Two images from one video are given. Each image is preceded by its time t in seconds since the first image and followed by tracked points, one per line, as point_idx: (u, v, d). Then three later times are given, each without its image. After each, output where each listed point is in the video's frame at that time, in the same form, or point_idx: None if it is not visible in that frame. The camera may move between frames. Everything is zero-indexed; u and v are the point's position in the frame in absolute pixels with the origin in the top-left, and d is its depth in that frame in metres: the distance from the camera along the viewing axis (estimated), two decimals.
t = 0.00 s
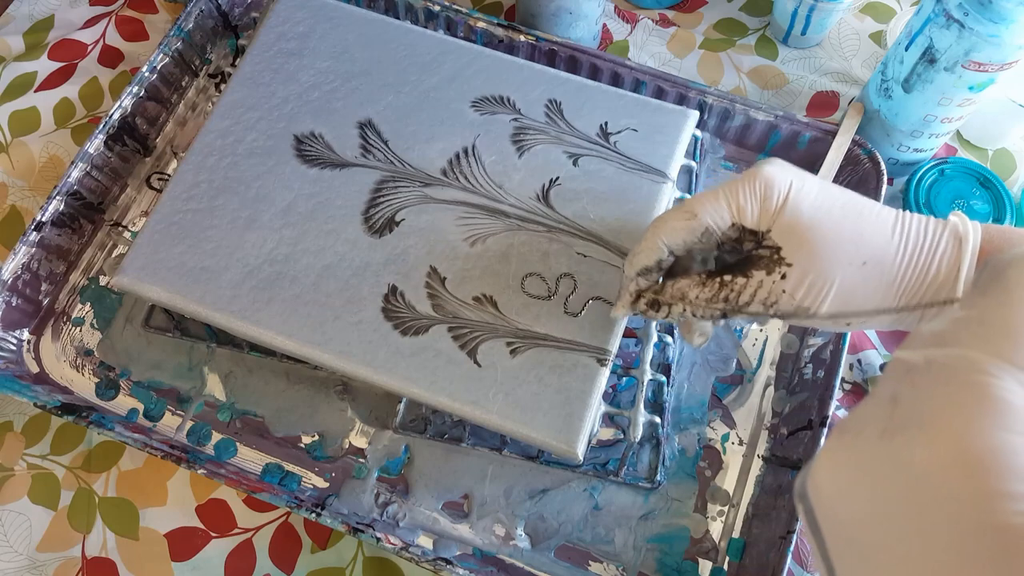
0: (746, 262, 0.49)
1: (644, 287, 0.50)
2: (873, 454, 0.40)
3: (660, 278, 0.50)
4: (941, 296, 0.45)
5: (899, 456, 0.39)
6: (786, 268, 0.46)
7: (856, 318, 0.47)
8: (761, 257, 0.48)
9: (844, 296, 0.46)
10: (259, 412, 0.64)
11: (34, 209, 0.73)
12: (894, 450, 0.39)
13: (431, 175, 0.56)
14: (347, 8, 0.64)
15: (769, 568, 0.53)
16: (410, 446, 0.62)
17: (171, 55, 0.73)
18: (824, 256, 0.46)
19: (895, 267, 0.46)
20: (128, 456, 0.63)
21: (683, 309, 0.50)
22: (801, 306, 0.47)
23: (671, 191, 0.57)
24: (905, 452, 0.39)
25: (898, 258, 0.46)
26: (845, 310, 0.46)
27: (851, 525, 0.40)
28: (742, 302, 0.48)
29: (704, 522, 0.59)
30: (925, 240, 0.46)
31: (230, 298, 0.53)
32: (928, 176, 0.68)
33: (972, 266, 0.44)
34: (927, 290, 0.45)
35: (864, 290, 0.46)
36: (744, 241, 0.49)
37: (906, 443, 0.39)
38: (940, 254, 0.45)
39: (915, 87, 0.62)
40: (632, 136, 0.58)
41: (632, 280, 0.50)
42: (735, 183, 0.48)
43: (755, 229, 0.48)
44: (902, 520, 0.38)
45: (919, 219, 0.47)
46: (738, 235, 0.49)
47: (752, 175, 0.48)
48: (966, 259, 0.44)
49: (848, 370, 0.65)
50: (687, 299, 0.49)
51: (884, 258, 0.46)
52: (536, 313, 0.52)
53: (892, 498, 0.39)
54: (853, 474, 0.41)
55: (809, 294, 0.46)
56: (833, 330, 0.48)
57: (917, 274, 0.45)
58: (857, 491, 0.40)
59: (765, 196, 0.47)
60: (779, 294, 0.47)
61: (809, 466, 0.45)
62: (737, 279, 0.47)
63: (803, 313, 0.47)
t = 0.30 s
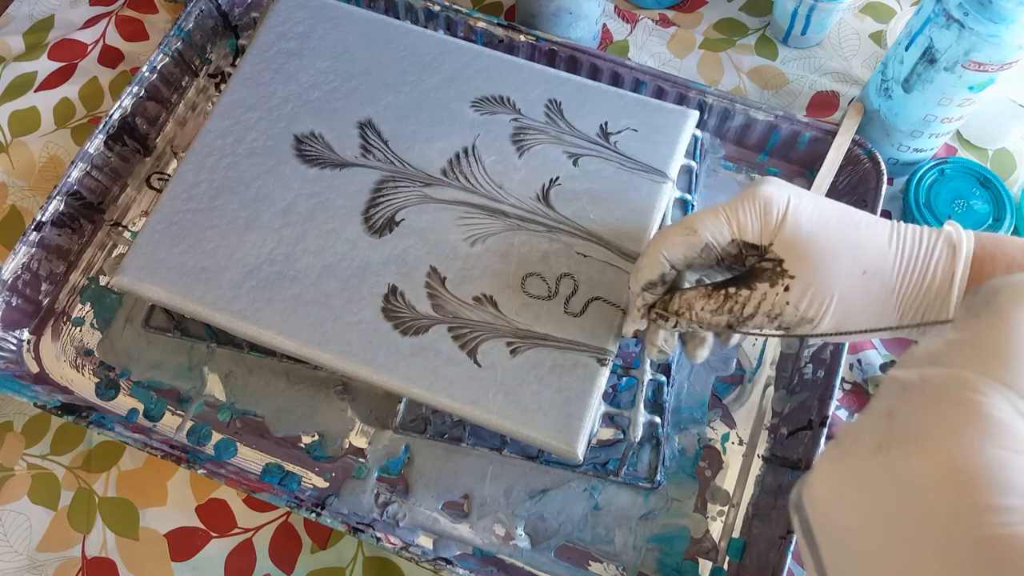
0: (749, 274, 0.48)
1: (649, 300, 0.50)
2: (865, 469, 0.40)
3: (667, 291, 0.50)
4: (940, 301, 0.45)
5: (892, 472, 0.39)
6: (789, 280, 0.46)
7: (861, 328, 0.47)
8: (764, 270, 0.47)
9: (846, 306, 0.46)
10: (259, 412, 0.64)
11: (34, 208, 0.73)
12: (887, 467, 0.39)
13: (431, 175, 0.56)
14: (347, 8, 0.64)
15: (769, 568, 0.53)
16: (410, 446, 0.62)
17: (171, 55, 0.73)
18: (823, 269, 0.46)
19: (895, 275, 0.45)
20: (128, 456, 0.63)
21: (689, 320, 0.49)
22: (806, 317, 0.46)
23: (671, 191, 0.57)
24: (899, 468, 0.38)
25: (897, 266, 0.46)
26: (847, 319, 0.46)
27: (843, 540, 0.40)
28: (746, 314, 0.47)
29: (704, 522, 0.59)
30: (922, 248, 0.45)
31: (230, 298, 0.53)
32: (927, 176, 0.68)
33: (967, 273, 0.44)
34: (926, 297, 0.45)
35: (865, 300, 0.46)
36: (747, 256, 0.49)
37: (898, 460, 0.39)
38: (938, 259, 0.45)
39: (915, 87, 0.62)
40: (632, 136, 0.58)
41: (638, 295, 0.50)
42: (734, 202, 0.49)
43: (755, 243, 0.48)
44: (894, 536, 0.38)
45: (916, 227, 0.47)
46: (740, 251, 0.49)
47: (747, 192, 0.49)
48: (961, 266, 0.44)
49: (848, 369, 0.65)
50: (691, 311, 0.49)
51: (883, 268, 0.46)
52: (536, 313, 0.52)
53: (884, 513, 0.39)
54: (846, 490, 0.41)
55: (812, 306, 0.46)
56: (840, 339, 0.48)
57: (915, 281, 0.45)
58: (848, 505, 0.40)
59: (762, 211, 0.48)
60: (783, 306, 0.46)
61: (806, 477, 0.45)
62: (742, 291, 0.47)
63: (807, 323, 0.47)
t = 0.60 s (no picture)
0: (758, 280, 0.50)
1: (655, 307, 0.51)
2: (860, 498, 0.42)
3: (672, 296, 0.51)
4: (945, 301, 0.46)
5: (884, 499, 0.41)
6: (796, 285, 0.48)
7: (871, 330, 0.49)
8: (772, 275, 0.49)
9: (854, 310, 0.48)
10: (259, 412, 0.64)
11: (34, 208, 0.73)
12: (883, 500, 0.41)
13: (431, 175, 0.56)
14: (346, 8, 0.64)
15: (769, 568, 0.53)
16: (410, 446, 0.62)
17: (171, 55, 0.73)
18: (830, 276, 0.47)
19: (900, 278, 0.47)
20: (128, 456, 0.63)
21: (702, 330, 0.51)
22: (816, 321, 0.48)
23: (671, 191, 0.57)
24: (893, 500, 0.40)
25: (901, 269, 0.47)
26: (857, 322, 0.48)
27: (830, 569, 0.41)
28: (754, 320, 0.49)
29: (704, 522, 0.59)
30: (926, 250, 0.47)
31: (230, 298, 0.53)
32: (928, 176, 0.69)
33: (970, 276, 0.45)
34: (932, 297, 0.47)
35: (872, 302, 0.48)
36: (755, 263, 0.50)
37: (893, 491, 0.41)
38: (941, 262, 0.46)
39: (915, 87, 0.62)
40: (632, 136, 0.58)
41: (644, 301, 0.51)
42: (740, 212, 0.50)
43: (763, 249, 0.50)
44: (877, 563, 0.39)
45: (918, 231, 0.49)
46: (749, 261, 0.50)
47: (754, 202, 0.50)
48: (964, 268, 0.45)
49: (848, 369, 0.65)
50: (707, 311, 0.51)
51: (888, 271, 0.47)
52: (536, 313, 0.52)
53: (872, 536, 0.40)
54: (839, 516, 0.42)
55: (821, 311, 0.48)
56: (850, 343, 0.50)
57: (921, 282, 0.47)
58: (837, 531, 0.42)
59: (770, 220, 0.49)
60: (792, 311, 0.48)
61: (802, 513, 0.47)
62: (749, 296, 0.49)
63: (818, 327, 0.48)
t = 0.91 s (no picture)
0: (765, 284, 0.50)
1: (664, 309, 0.52)
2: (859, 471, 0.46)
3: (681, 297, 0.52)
4: (947, 303, 0.48)
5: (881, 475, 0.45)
6: (805, 284, 0.48)
7: (873, 327, 0.50)
8: (779, 277, 0.50)
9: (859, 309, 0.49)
10: (258, 412, 0.64)
11: (34, 208, 0.73)
12: (880, 473, 0.45)
13: (431, 175, 0.56)
14: (346, 8, 0.64)
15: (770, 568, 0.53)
16: (410, 446, 0.62)
17: (171, 55, 0.73)
18: (838, 275, 0.48)
19: (902, 277, 0.49)
20: (128, 456, 0.63)
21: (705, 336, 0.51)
22: (822, 319, 0.49)
23: (671, 191, 0.57)
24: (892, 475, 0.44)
25: (904, 269, 0.49)
26: (861, 318, 0.49)
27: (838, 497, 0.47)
28: (763, 323, 0.49)
29: (703, 522, 0.59)
30: (929, 252, 0.49)
31: (229, 298, 0.53)
32: (928, 176, 0.69)
33: (971, 279, 0.47)
34: (934, 298, 0.48)
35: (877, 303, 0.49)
36: (758, 262, 0.51)
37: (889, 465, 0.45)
38: (944, 263, 0.48)
39: (915, 88, 0.62)
40: (632, 136, 0.58)
41: (654, 304, 0.52)
42: (745, 211, 0.51)
43: (767, 250, 0.50)
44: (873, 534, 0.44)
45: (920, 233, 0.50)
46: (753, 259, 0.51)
47: (759, 201, 0.51)
48: (966, 270, 0.47)
49: (848, 369, 0.65)
50: (709, 325, 0.51)
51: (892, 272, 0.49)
52: (536, 313, 0.52)
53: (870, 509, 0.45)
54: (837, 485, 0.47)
55: (827, 307, 0.49)
56: (852, 341, 0.51)
57: (924, 283, 0.48)
58: (836, 505, 0.47)
59: (777, 218, 0.50)
60: (799, 312, 0.49)
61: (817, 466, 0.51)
62: (758, 301, 0.49)
63: (825, 325, 0.49)
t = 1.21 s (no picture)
0: (748, 293, 0.51)
1: (664, 300, 0.52)
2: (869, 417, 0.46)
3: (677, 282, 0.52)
4: (934, 314, 0.48)
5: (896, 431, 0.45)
6: (785, 299, 0.49)
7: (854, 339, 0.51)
8: (762, 288, 0.51)
9: (844, 318, 0.49)
10: (259, 412, 0.64)
11: (34, 209, 0.73)
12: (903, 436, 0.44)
13: (431, 175, 0.56)
14: (346, 8, 0.64)
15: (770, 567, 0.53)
16: (410, 446, 0.62)
17: (171, 55, 0.73)
18: (823, 283, 0.49)
19: (890, 288, 0.49)
20: (128, 456, 0.63)
21: (698, 341, 0.52)
22: (802, 332, 0.50)
23: (671, 191, 0.57)
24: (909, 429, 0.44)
25: (892, 279, 0.49)
26: (844, 331, 0.50)
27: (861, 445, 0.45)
28: (749, 332, 0.50)
29: (703, 522, 0.59)
30: (918, 260, 0.49)
31: (230, 298, 0.53)
32: (928, 176, 0.69)
33: (960, 290, 0.47)
34: (920, 308, 0.48)
35: (862, 312, 0.49)
36: (748, 266, 0.52)
37: (909, 422, 0.45)
38: (932, 275, 0.48)
39: (915, 87, 0.62)
40: (632, 136, 0.58)
41: (653, 297, 0.52)
42: (741, 210, 0.51)
43: (758, 255, 0.51)
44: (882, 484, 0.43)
45: (913, 241, 0.50)
46: (744, 261, 0.51)
47: (755, 202, 0.51)
48: (954, 281, 0.47)
49: (848, 369, 0.65)
50: (698, 333, 0.51)
51: (880, 281, 0.49)
52: (536, 312, 0.52)
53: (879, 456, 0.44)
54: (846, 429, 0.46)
55: (808, 322, 0.49)
56: (834, 349, 0.52)
57: (911, 292, 0.49)
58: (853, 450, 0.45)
59: (770, 222, 0.50)
60: (781, 323, 0.50)
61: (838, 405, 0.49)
62: (742, 312, 0.50)
63: (805, 336, 0.50)
